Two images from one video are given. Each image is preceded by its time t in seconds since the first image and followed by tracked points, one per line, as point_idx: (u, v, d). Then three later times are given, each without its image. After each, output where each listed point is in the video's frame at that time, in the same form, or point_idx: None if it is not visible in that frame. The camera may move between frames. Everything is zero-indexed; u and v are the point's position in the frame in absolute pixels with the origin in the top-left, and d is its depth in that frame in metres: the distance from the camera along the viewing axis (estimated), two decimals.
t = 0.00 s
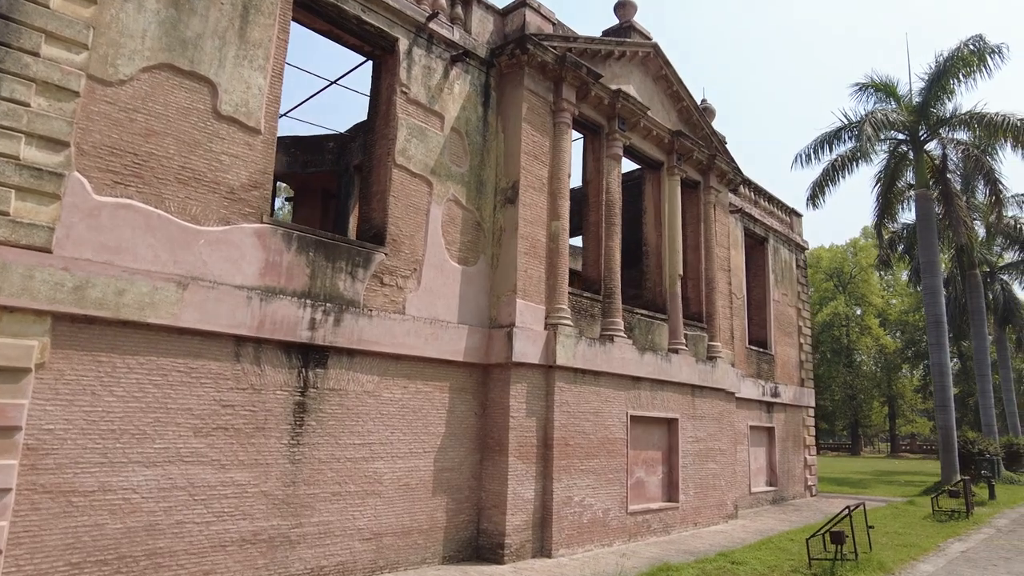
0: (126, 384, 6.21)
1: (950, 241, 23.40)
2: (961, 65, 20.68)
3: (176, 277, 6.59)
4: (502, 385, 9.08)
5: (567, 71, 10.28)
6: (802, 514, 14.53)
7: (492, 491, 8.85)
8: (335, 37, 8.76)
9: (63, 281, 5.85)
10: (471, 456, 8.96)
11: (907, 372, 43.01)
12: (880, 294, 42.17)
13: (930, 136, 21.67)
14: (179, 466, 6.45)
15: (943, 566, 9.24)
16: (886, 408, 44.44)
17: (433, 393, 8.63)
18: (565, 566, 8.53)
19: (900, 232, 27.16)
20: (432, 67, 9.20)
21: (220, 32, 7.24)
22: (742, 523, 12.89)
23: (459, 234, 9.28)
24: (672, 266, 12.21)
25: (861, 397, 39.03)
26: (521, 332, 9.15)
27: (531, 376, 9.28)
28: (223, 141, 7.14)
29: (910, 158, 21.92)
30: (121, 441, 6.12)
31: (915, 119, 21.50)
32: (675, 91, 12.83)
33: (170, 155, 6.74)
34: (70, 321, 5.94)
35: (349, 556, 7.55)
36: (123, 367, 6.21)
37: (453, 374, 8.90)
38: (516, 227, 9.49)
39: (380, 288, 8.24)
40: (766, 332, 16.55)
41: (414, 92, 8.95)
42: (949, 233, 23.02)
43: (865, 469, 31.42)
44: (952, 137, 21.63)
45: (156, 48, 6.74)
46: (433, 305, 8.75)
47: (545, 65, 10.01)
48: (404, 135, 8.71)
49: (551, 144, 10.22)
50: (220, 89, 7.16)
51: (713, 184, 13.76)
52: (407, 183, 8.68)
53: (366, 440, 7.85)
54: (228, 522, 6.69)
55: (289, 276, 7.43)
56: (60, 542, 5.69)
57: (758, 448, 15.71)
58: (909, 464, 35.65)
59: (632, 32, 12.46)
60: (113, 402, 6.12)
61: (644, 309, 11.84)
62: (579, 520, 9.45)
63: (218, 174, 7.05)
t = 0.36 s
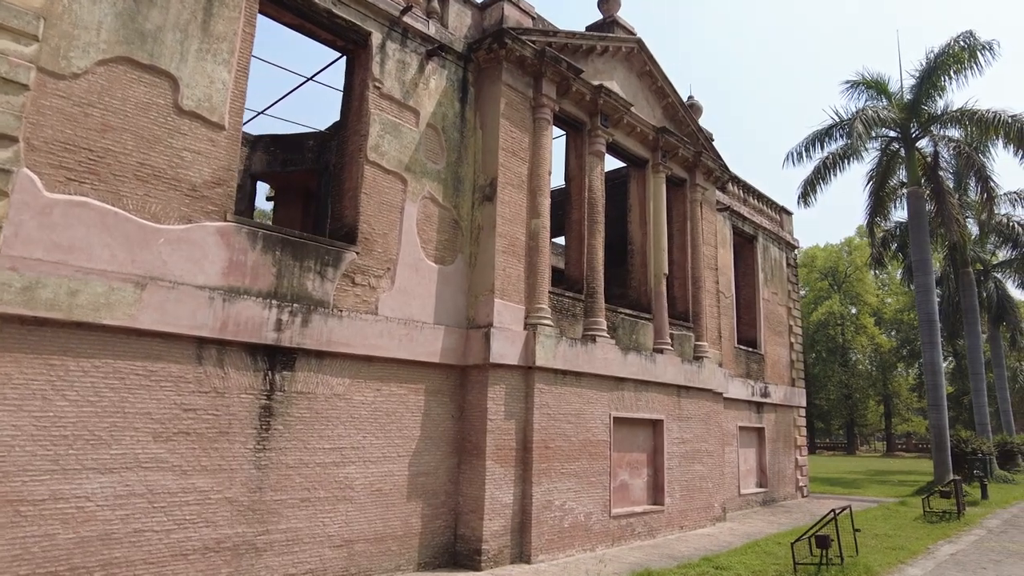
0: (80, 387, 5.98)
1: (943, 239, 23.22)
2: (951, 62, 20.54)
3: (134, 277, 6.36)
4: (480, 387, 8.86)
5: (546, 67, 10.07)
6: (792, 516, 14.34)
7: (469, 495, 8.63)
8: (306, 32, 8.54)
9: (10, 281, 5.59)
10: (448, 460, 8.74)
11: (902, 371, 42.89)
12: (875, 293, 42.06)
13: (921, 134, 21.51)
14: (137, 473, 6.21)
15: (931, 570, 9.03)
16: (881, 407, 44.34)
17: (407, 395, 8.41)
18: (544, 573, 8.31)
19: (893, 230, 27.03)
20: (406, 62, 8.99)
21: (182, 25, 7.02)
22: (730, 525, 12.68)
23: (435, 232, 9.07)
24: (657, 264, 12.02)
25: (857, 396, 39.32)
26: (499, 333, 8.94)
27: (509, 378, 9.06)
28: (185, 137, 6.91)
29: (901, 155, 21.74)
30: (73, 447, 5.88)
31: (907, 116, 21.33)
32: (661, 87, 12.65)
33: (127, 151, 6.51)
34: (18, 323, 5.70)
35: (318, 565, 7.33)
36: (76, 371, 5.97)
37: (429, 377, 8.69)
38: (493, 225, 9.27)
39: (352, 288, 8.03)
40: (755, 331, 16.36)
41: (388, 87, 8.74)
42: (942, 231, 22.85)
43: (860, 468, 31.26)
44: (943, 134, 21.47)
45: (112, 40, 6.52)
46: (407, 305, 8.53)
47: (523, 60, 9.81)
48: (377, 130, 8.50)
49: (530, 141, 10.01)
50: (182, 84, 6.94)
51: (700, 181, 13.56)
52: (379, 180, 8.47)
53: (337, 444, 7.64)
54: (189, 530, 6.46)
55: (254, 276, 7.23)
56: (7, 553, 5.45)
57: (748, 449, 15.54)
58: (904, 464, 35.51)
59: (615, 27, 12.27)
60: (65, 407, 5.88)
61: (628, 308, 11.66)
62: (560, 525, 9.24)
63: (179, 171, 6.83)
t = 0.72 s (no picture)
0: (42, 385, 5.80)
1: (940, 237, 23.03)
2: (948, 58, 20.35)
3: (99, 271, 6.17)
4: (462, 385, 8.68)
5: (532, 59, 9.90)
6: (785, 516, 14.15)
7: (451, 496, 8.45)
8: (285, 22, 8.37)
9: None
10: (430, 460, 8.56)
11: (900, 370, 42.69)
12: (874, 292, 41.89)
13: (918, 131, 21.32)
14: (102, 473, 6.03)
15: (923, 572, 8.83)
16: (879, 407, 44.15)
17: (387, 394, 8.23)
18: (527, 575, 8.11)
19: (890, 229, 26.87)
20: (388, 54, 8.82)
21: (152, 13, 6.84)
22: (721, 526, 12.50)
23: (418, 227, 8.89)
24: (647, 261, 11.84)
25: (856, 395, 38.99)
26: (482, 330, 8.76)
27: (493, 375, 8.88)
28: (155, 129, 6.74)
29: (898, 153, 21.57)
30: (34, 447, 5.70)
31: (903, 113, 21.14)
32: (651, 82, 12.48)
33: (93, 142, 6.33)
34: None
35: (292, 567, 7.14)
36: (38, 367, 5.79)
37: (410, 375, 8.51)
38: (477, 220, 9.09)
39: (330, 284, 7.86)
40: (749, 330, 16.18)
41: (369, 79, 8.56)
42: (939, 229, 22.67)
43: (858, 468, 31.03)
44: (940, 131, 21.28)
45: (77, 28, 6.34)
46: (388, 302, 8.36)
47: (508, 52, 9.63)
48: (356, 123, 8.32)
49: (516, 135, 9.84)
50: (151, 74, 6.76)
51: (692, 177, 13.38)
52: (359, 174, 8.29)
53: (313, 443, 7.46)
54: (157, 532, 6.27)
55: (226, 271, 7.06)
56: None
57: (742, 448, 15.35)
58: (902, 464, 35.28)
59: (605, 21, 12.10)
60: (26, 405, 5.70)
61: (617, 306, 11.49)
62: (545, 526, 9.06)
63: (148, 163, 6.65)
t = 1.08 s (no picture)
0: None
1: (939, 236, 22.75)
2: (947, 54, 20.06)
3: (56, 260, 5.91)
4: (442, 381, 8.43)
5: (518, 48, 9.64)
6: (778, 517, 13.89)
7: (430, 496, 8.20)
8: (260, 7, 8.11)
9: None
10: (408, 459, 8.31)
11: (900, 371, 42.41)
12: (874, 292, 41.61)
13: (917, 128, 21.04)
14: (57, 471, 5.78)
15: None
16: (878, 407, 43.87)
17: (363, 391, 7.98)
18: None
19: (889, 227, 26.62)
20: (367, 40, 8.56)
21: None
22: (712, 527, 12.25)
23: (397, 219, 8.63)
24: (637, 256, 11.59)
25: (855, 395, 38.90)
26: (464, 325, 8.51)
27: (475, 372, 8.63)
28: (118, 114, 6.48)
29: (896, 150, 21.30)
30: None
31: (902, 109, 20.87)
32: (643, 74, 12.23)
33: (51, 126, 6.07)
34: None
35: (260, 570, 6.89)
36: None
37: (388, 371, 8.26)
38: (459, 212, 8.83)
39: (303, 277, 7.62)
40: (744, 328, 15.92)
41: (347, 66, 8.30)
42: (938, 228, 22.40)
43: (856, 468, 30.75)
44: (939, 128, 20.99)
45: (35, 8, 6.07)
46: (365, 296, 8.11)
47: (493, 40, 9.38)
48: (333, 111, 8.07)
49: (501, 125, 9.58)
50: (115, 57, 6.50)
51: (684, 171, 13.12)
52: (336, 163, 8.04)
53: (284, 441, 7.21)
54: (116, 533, 6.02)
55: (194, 262, 6.82)
56: None
57: (735, 448, 15.11)
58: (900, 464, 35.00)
59: (595, 11, 11.83)
60: None
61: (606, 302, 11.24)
62: (527, 527, 8.80)
63: (111, 149, 6.40)
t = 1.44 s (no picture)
0: None
1: (937, 233, 22.56)
2: (945, 49, 19.83)
3: (15, 254, 5.72)
4: (423, 379, 8.25)
5: (503, 39, 9.44)
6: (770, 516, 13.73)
7: (410, 496, 8.03)
8: None
9: None
10: (388, 458, 8.14)
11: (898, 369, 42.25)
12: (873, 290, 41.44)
13: (914, 123, 20.83)
14: (16, 472, 5.60)
15: None
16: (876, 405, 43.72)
17: (341, 389, 7.81)
18: None
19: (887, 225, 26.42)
20: (347, 30, 8.36)
21: None
22: (702, 527, 12.08)
23: (377, 214, 8.44)
24: (626, 252, 11.40)
25: (853, 394, 38.35)
26: (445, 322, 8.33)
27: (457, 370, 8.45)
28: (82, 103, 6.28)
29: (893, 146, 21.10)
30: None
31: (899, 105, 20.66)
32: (633, 67, 12.03)
33: (11, 115, 5.87)
34: None
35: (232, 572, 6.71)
36: None
37: (367, 368, 8.08)
38: (441, 207, 8.65)
39: (278, 272, 7.44)
40: (737, 325, 15.74)
41: (325, 56, 8.11)
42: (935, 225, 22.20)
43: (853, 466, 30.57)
44: (936, 124, 20.78)
45: None
46: (342, 291, 7.92)
47: (477, 31, 9.20)
48: (311, 102, 7.88)
49: (485, 118, 9.38)
50: (79, 45, 6.31)
51: (675, 166, 12.92)
52: (313, 156, 7.85)
53: (257, 440, 7.04)
54: (79, 534, 5.85)
55: (163, 256, 6.64)
56: None
57: (728, 446, 14.93)
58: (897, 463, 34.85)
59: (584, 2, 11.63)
60: None
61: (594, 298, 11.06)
62: (510, 527, 8.63)
63: (75, 140, 6.21)
